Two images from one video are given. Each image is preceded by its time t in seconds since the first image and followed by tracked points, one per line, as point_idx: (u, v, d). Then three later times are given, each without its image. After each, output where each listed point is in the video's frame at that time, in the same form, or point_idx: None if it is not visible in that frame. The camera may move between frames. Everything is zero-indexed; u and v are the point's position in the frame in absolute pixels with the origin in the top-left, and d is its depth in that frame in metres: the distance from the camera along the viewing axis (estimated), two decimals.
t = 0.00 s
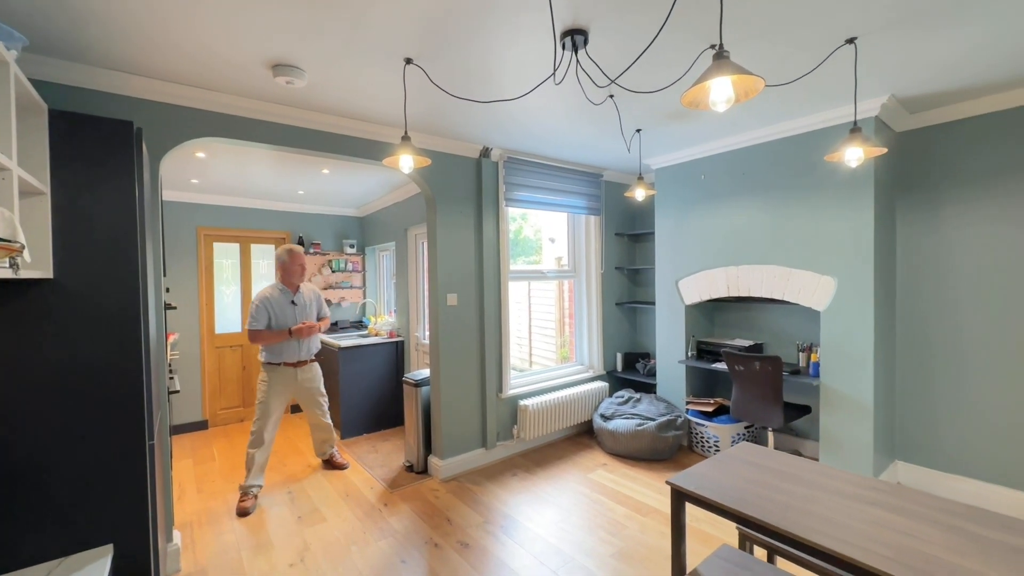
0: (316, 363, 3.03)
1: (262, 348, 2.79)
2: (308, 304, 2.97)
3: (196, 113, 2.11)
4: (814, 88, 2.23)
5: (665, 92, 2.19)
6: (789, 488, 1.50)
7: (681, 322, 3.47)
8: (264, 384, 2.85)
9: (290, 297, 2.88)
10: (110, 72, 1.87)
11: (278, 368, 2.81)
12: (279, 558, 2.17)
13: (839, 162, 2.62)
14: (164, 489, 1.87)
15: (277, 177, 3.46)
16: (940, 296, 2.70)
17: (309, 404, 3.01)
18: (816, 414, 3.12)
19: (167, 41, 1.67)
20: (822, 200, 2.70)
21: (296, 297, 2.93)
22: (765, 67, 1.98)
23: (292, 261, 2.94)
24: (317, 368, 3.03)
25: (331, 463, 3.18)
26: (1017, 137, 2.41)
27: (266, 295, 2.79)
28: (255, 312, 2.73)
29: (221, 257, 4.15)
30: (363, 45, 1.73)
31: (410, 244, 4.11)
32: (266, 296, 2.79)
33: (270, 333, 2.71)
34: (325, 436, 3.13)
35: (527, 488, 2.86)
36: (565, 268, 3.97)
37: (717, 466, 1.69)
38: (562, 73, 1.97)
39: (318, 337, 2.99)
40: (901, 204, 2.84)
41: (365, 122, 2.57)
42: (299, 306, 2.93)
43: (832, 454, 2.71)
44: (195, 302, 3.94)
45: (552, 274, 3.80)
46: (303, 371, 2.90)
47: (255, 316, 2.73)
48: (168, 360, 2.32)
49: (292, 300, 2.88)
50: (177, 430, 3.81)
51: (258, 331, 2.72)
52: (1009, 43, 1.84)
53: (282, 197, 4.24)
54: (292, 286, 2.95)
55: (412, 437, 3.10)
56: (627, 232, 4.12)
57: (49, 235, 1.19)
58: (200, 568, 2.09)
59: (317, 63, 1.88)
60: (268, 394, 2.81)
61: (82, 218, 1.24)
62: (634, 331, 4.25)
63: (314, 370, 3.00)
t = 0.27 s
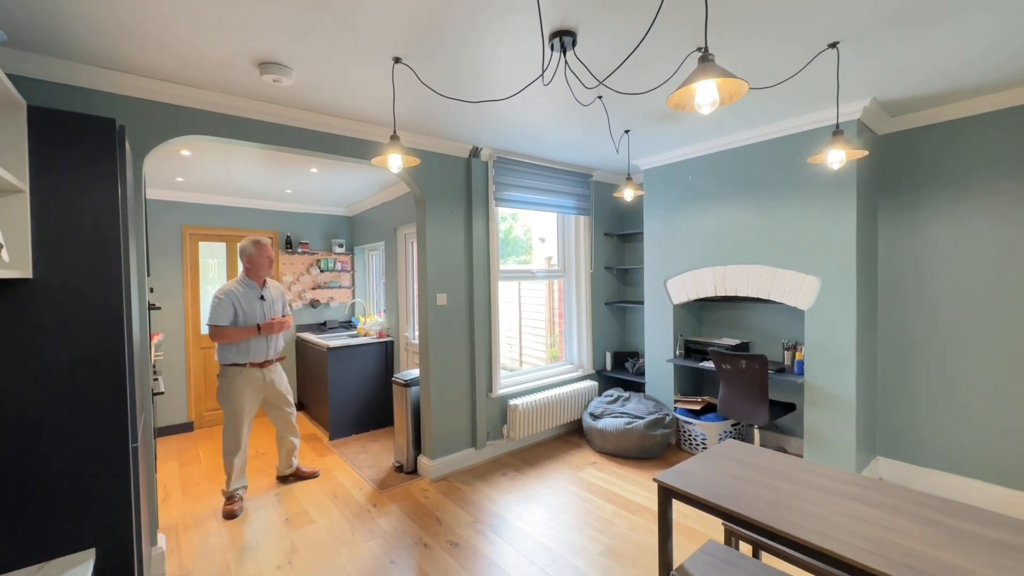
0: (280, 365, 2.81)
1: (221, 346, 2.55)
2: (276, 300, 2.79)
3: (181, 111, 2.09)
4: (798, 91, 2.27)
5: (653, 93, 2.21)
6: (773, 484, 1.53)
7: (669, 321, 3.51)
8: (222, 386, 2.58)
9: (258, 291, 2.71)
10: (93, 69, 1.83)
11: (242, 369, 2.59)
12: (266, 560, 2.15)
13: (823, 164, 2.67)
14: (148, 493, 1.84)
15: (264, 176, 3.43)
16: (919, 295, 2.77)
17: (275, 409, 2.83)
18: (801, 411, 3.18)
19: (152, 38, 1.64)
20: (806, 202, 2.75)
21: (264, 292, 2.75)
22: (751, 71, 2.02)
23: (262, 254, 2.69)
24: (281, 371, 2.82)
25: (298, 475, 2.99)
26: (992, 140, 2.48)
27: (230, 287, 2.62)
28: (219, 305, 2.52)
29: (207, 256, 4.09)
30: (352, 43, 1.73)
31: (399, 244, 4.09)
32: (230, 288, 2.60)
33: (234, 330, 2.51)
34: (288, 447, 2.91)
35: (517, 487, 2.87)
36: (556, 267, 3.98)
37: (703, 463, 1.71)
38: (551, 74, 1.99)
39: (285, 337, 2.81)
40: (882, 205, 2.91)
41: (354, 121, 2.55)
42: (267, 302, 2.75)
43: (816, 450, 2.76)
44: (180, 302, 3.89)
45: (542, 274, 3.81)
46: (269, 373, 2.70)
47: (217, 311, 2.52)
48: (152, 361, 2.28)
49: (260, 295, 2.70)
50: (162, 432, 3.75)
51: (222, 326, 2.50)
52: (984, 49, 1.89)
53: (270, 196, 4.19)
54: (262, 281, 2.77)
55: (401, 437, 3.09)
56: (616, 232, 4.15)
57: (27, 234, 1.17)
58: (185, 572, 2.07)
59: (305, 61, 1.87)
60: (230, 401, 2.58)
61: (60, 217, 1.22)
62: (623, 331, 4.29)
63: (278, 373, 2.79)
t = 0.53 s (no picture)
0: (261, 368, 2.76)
1: (198, 351, 2.49)
2: (254, 302, 2.75)
3: (169, 109, 2.06)
4: (785, 94, 2.31)
5: (643, 94, 2.23)
6: (760, 480, 1.55)
7: (660, 321, 3.54)
8: (200, 391, 2.52)
9: (236, 293, 2.65)
10: (78, 65, 1.80)
11: (222, 373, 2.53)
12: (255, 562, 2.14)
13: (810, 166, 2.71)
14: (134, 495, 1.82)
15: (253, 174, 3.39)
16: (903, 295, 2.82)
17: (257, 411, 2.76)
18: (789, 409, 3.23)
19: (139, 34, 1.62)
20: (794, 202, 2.79)
21: (242, 294, 2.70)
22: (739, 73, 2.05)
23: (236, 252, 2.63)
24: (263, 373, 2.77)
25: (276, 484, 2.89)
26: (973, 143, 2.54)
27: (205, 289, 2.55)
28: (197, 308, 2.46)
29: (195, 255, 4.04)
30: (343, 42, 1.72)
31: (391, 243, 4.08)
32: (207, 290, 2.54)
33: (213, 332, 2.46)
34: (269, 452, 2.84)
35: (508, 486, 2.88)
36: (547, 267, 4.00)
37: (693, 460, 1.73)
38: (542, 74, 2.00)
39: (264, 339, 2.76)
40: (867, 206, 2.96)
41: (345, 120, 2.54)
42: (245, 303, 2.70)
43: (804, 447, 2.81)
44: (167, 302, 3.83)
45: (533, 274, 3.82)
46: (250, 375, 2.64)
47: (194, 313, 2.46)
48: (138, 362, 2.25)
49: (239, 297, 2.65)
50: (149, 434, 3.70)
51: (200, 329, 2.44)
52: (965, 53, 1.94)
53: (259, 195, 4.15)
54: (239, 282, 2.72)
55: (392, 437, 3.08)
56: (607, 231, 4.18)
57: (10, 233, 1.15)
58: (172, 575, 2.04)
59: (296, 59, 1.85)
60: (208, 406, 2.51)
61: (40, 216, 1.19)
62: (614, 330, 4.32)
63: (260, 376, 2.74)
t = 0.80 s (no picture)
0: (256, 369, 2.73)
1: (192, 353, 2.45)
2: (249, 303, 2.71)
3: (159, 107, 2.04)
4: (776, 96, 2.34)
5: (636, 95, 2.24)
6: (752, 478, 1.57)
7: (652, 320, 3.56)
8: (194, 393, 2.48)
9: (231, 293, 2.62)
10: (66, 62, 1.78)
11: (217, 375, 2.49)
12: (246, 564, 2.12)
13: (799, 167, 2.75)
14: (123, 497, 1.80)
15: (244, 174, 3.36)
16: (890, 294, 2.87)
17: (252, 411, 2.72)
18: (779, 407, 3.27)
19: (130, 31, 1.61)
20: (784, 203, 2.83)
21: (237, 294, 2.66)
22: (731, 76, 2.07)
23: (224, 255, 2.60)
24: (257, 374, 2.74)
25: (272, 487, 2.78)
26: (958, 146, 2.60)
27: (197, 289, 2.50)
28: (192, 309, 2.42)
29: (185, 255, 3.99)
30: (336, 40, 1.72)
31: (383, 243, 4.07)
32: (201, 291, 2.50)
33: (208, 334, 2.42)
34: (265, 453, 2.76)
35: (502, 486, 2.88)
36: (541, 267, 4.00)
37: (685, 458, 1.75)
38: (536, 75, 2.01)
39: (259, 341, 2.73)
40: (855, 207, 3.01)
41: (338, 119, 2.53)
42: (241, 304, 2.66)
43: (794, 445, 2.84)
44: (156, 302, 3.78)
45: (527, 274, 3.83)
46: (245, 377, 2.62)
47: (188, 315, 2.42)
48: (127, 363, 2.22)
49: (234, 298, 2.62)
50: (138, 435, 3.65)
51: (195, 332, 2.40)
52: (949, 57, 1.98)
53: (250, 194, 4.12)
54: (233, 283, 2.68)
55: (385, 437, 3.07)
56: (600, 232, 4.20)
57: None
58: None
59: (288, 58, 1.85)
60: (201, 407, 2.47)
61: (25, 216, 1.17)
62: (607, 330, 4.34)
63: (256, 377, 2.71)
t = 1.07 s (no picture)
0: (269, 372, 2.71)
1: (209, 356, 2.42)
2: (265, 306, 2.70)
3: (151, 105, 2.02)
4: (768, 98, 2.36)
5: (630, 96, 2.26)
6: (744, 475, 1.58)
7: (647, 320, 3.58)
8: (208, 395, 2.45)
9: (248, 296, 2.61)
10: (56, 60, 1.76)
11: (231, 378, 2.46)
12: (239, 565, 2.11)
13: (791, 168, 2.78)
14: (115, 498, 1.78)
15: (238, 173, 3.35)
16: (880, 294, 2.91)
17: (261, 414, 2.66)
18: (772, 405, 3.30)
19: (122, 29, 1.59)
20: (776, 204, 2.85)
21: (253, 297, 2.65)
22: (724, 78, 2.09)
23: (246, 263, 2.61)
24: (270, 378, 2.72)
25: (303, 491, 2.71)
26: (946, 148, 2.64)
27: (216, 291, 2.49)
28: (211, 311, 2.40)
29: (177, 255, 3.96)
30: (331, 40, 1.72)
31: (378, 243, 4.06)
32: (220, 293, 2.48)
33: (234, 336, 2.42)
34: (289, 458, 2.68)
35: (497, 485, 2.89)
36: (535, 267, 4.02)
37: (678, 457, 1.76)
38: (530, 76, 2.02)
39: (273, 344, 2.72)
40: (846, 208, 3.05)
41: (333, 118, 2.52)
42: (257, 307, 2.65)
43: (786, 443, 2.87)
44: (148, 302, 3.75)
45: (522, 273, 3.84)
46: (259, 380, 2.59)
47: (208, 317, 2.40)
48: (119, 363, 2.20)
49: (251, 301, 2.61)
50: (129, 437, 3.62)
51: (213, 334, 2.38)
52: (937, 61, 2.01)
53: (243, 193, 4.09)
54: (250, 286, 2.67)
55: (380, 437, 3.06)
56: (595, 232, 4.22)
57: None
58: None
59: (282, 57, 1.84)
60: (213, 411, 2.44)
61: (14, 215, 1.16)
62: (601, 329, 4.35)
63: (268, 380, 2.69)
